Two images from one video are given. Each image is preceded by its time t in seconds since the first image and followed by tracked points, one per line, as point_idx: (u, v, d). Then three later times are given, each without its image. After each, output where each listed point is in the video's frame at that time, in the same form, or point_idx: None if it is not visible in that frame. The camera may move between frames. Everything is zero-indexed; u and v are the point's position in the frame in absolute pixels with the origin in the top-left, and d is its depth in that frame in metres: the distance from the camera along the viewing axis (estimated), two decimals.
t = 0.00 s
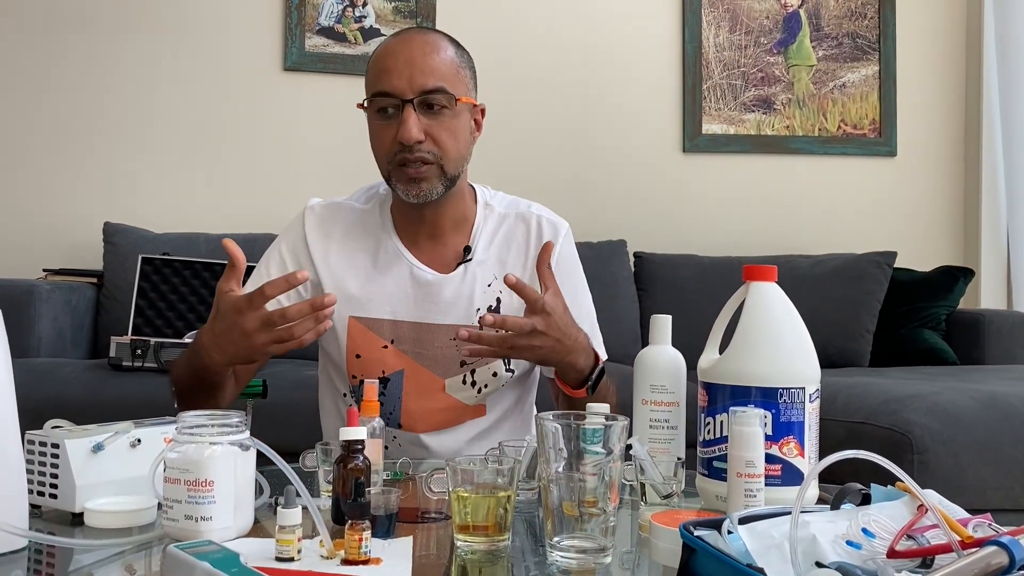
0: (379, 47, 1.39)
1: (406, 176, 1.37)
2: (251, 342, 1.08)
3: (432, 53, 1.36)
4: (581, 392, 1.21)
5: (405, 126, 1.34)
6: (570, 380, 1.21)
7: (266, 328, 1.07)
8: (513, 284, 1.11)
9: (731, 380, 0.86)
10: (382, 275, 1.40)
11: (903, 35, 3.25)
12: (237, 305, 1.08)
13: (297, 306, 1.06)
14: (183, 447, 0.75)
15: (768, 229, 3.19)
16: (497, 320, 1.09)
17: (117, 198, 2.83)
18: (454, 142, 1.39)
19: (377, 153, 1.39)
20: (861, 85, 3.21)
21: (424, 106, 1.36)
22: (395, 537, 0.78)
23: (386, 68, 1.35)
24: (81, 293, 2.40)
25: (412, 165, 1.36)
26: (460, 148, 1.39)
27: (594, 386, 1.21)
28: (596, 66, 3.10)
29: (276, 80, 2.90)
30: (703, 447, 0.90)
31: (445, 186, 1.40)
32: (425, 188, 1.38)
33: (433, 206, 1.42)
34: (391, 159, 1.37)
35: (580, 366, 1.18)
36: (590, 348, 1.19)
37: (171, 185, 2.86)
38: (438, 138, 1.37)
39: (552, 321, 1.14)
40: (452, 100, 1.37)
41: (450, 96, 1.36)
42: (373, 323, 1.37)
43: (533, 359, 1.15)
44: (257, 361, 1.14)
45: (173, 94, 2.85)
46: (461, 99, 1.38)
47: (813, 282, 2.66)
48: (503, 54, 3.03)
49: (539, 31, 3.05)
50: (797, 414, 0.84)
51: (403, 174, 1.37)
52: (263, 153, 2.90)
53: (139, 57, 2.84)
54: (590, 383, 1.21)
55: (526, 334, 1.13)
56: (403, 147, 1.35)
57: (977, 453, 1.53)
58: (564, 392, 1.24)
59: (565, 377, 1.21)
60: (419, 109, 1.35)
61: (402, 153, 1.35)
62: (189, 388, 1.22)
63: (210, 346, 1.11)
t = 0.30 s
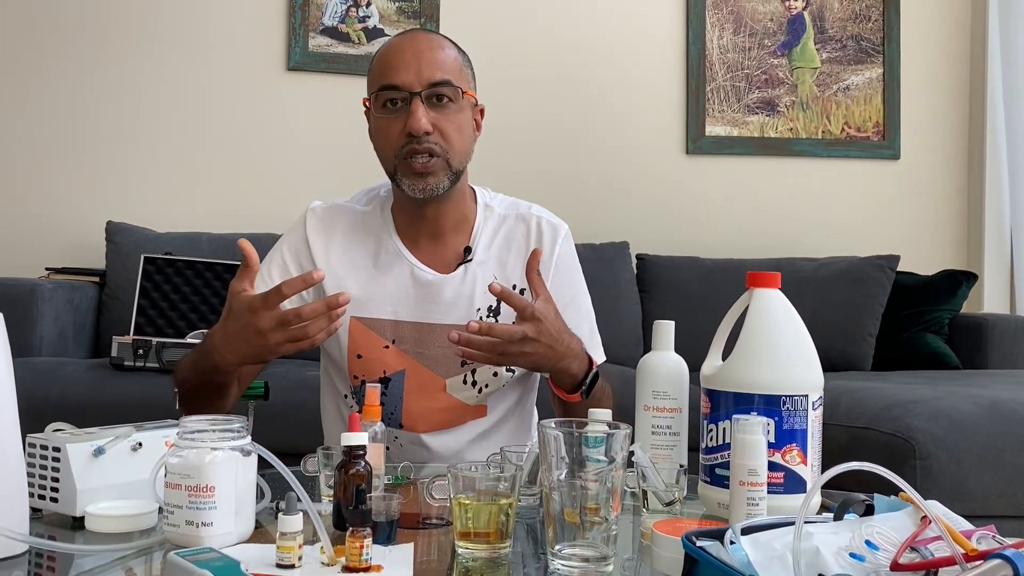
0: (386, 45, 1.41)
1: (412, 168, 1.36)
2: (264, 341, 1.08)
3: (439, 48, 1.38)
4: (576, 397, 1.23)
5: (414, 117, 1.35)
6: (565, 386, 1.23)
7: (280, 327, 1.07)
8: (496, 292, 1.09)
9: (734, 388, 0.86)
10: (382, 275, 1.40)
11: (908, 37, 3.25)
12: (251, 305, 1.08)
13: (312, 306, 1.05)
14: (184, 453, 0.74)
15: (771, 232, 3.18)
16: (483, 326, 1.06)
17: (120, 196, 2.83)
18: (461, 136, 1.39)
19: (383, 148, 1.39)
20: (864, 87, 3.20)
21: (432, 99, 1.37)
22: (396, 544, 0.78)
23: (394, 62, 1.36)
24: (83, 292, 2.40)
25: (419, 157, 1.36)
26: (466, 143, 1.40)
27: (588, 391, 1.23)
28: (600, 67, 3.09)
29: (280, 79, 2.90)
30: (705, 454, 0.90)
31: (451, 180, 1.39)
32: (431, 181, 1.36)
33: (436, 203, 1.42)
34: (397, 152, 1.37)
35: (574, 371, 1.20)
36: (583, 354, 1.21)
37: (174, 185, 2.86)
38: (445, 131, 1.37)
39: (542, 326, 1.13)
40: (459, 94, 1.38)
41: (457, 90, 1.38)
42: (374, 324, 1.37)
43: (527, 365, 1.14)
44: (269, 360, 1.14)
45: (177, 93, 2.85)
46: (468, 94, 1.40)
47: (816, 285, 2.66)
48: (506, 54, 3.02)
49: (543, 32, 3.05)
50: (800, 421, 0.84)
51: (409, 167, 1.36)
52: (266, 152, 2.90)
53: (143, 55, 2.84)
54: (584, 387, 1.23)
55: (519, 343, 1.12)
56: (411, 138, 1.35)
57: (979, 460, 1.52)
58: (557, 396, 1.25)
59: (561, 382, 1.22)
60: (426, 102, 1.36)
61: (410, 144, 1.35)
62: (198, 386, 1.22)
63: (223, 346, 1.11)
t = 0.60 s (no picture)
0: (390, 49, 1.41)
1: (417, 171, 1.36)
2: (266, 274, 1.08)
3: (444, 51, 1.39)
4: (585, 352, 1.20)
5: (419, 119, 1.34)
6: (571, 342, 1.20)
7: (291, 255, 1.07)
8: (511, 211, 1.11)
9: (737, 392, 0.86)
10: (385, 275, 1.39)
11: (912, 40, 3.24)
12: (258, 237, 1.08)
13: (322, 229, 1.06)
14: (185, 455, 0.74)
15: (774, 234, 3.18)
16: (495, 236, 1.08)
17: (122, 195, 2.83)
18: (466, 141, 1.39)
19: (387, 150, 1.38)
20: (868, 90, 3.19)
21: (437, 102, 1.37)
22: (398, 547, 0.78)
23: (398, 64, 1.37)
24: (85, 290, 2.40)
25: (424, 160, 1.35)
26: (470, 148, 1.39)
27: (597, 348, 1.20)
28: (603, 68, 3.09)
29: (283, 79, 2.90)
30: (709, 459, 0.90)
31: (455, 184, 1.39)
32: (436, 183, 1.36)
33: (439, 206, 1.41)
34: (402, 155, 1.36)
35: (580, 323, 1.17)
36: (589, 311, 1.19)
37: (176, 184, 2.86)
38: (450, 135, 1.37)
39: (554, 263, 1.13)
40: (464, 97, 1.38)
41: (462, 92, 1.38)
42: (377, 325, 1.37)
43: (535, 308, 1.12)
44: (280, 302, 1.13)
45: (179, 92, 2.85)
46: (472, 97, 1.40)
47: (818, 287, 2.65)
48: (510, 55, 3.02)
49: (546, 32, 3.04)
50: (804, 427, 0.83)
51: (414, 170, 1.36)
52: (268, 152, 2.90)
53: (146, 54, 2.84)
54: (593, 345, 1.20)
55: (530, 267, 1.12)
56: (416, 141, 1.35)
57: (982, 465, 1.52)
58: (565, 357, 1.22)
59: (567, 338, 1.20)
60: (431, 105, 1.36)
61: (415, 147, 1.35)
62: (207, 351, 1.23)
63: (229, 288, 1.11)
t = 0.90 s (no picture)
0: (394, 52, 1.41)
1: (419, 173, 1.36)
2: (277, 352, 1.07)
3: (448, 55, 1.39)
4: (569, 409, 1.22)
5: (422, 121, 1.35)
6: (556, 399, 1.21)
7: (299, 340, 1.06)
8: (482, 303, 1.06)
9: (735, 400, 0.86)
10: (385, 286, 1.40)
11: (913, 45, 3.24)
12: (275, 317, 1.07)
13: (335, 323, 1.04)
14: (184, 460, 0.74)
15: (774, 238, 3.18)
16: (469, 338, 1.05)
17: (123, 196, 2.84)
18: (468, 143, 1.39)
19: (389, 153, 1.38)
20: (869, 95, 3.19)
21: (440, 105, 1.37)
22: (394, 554, 0.78)
23: (402, 67, 1.37)
24: (86, 291, 2.40)
25: (426, 162, 1.36)
26: (472, 151, 1.40)
27: (582, 401, 1.21)
28: (604, 71, 3.09)
29: (284, 81, 2.90)
30: (706, 465, 0.90)
31: (457, 188, 1.39)
32: (438, 188, 1.36)
33: (439, 211, 1.41)
34: (404, 157, 1.37)
35: (564, 385, 1.18)
36: (573, 367, 1.19)
37: (177, 185, 2.86)
38: (453, 137, 1.37)
39: (531, 339, 1.11)
40: (467, 101, 1.38)
41: (465, 96, 1.38)
42: (376, 335, 1.37)
43: (518, 378, 1.13)
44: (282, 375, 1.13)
45: (181, 94, 2.86)
46: (475, 101, 1.40)
47: (818, 292, 2.65)
48: (511, 57, 3.02)
49: (547, 35, 3.05)
50: (801, 435, 0.83)
51: (416, 172, 1.36)
52: (270, 154, 2.90)
53: (148, 56, 2.85)
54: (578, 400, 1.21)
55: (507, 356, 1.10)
56: (419, 142, 1.35)
57: (981, 472, 1.52)
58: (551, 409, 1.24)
59: (552, 395, 1.21)
60: (434, 107, 1.37)
61: (418, 150, 1.35)
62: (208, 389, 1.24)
63: (239, 355, 1.11)
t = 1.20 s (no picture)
0: (394, 64, 1.42)
1: (422, 186, 1.36)
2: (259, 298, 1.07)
3: (448, 65, 1.40)
4: (570, 377, 1.18)
5: (425, 134, 1.35)
6: (556, 366, 1.19)
7: (275, 283, 1.07)
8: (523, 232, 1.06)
9: (734, 409, 0.86)
10: (385, 291, 1.40)
11: (913, 51, 3.25)
12: (244, 265, 1.06)
13: (299, 253, 1.05)
14: (184, 468, 0.75)
15: (773, 244, 3.18)
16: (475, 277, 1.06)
17: (124, 198, 2.84)
18: (470, 154, 1.39)
19: (393, 167, 1.39)
20: (869, 101, 3.20)
21: (442, 116, 1.38)
22: (393, 563, 0.78)
23: (403, 79, 1.38)
24: (85, 294, 2.40)
25: (430, 176, 1.36)
26: (475, 161, 1.40)
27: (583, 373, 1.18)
28: (605, 76, 3.09)
29: (285, 85, 2.91)
30: (705, 474, 0.90)
31: (461, 200, 1.39)
32: (442, 201, 1.36)
33: (442, 223, 1.42)
34: (407, 170, 1.37)
35: (566, 349, 1.16)
36: (578, 336, 1.18)
37: (177, 187, 2.86)
38: (456, 148, 1.37)
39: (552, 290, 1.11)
40: (468, 111, 1.39)
41: (466, 106, 1.39)
42: (375, 340, 1.37)
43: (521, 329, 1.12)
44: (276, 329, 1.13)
45: (182, 96, 2.86)
46: (476, 111, 1.41)
47: (817, 298, 2.65)
48: (512, 62, 3.03)
49: (549, 39, 3.05)
50: (800, 444, 0.84)
51: (420, 186, 1.36)
52: (270, 157, 2.90)
53: (149, 59, 2.85)
54: (580, 369, 1.18)
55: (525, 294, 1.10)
56: (423, 157, 1.35)
57: (979, 480, 1.52)
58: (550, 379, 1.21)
59: (552, 361, 1.18)
60: (436, 119, 1.37)
61: (422, 163, 1.35)
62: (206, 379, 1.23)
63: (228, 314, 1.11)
